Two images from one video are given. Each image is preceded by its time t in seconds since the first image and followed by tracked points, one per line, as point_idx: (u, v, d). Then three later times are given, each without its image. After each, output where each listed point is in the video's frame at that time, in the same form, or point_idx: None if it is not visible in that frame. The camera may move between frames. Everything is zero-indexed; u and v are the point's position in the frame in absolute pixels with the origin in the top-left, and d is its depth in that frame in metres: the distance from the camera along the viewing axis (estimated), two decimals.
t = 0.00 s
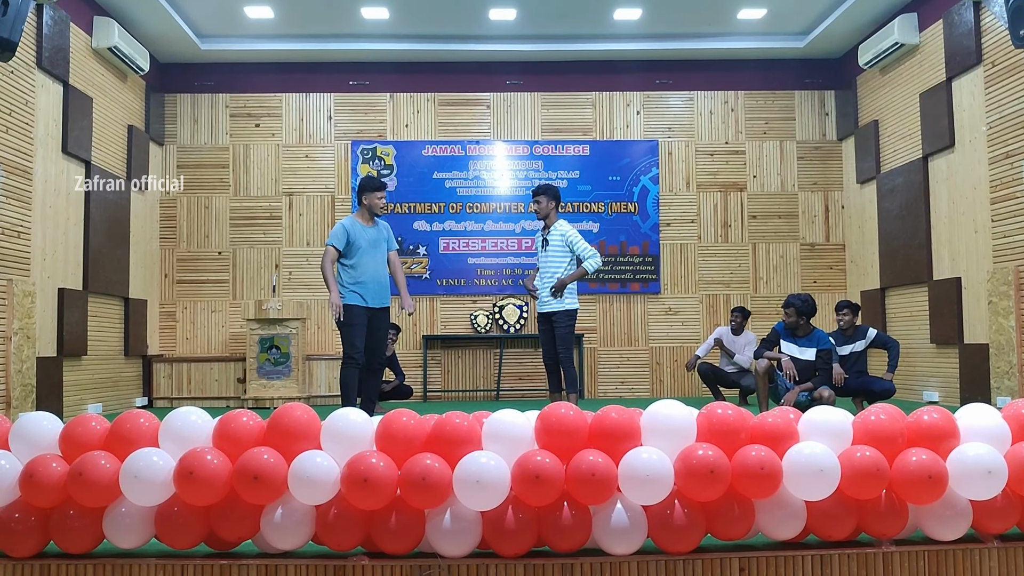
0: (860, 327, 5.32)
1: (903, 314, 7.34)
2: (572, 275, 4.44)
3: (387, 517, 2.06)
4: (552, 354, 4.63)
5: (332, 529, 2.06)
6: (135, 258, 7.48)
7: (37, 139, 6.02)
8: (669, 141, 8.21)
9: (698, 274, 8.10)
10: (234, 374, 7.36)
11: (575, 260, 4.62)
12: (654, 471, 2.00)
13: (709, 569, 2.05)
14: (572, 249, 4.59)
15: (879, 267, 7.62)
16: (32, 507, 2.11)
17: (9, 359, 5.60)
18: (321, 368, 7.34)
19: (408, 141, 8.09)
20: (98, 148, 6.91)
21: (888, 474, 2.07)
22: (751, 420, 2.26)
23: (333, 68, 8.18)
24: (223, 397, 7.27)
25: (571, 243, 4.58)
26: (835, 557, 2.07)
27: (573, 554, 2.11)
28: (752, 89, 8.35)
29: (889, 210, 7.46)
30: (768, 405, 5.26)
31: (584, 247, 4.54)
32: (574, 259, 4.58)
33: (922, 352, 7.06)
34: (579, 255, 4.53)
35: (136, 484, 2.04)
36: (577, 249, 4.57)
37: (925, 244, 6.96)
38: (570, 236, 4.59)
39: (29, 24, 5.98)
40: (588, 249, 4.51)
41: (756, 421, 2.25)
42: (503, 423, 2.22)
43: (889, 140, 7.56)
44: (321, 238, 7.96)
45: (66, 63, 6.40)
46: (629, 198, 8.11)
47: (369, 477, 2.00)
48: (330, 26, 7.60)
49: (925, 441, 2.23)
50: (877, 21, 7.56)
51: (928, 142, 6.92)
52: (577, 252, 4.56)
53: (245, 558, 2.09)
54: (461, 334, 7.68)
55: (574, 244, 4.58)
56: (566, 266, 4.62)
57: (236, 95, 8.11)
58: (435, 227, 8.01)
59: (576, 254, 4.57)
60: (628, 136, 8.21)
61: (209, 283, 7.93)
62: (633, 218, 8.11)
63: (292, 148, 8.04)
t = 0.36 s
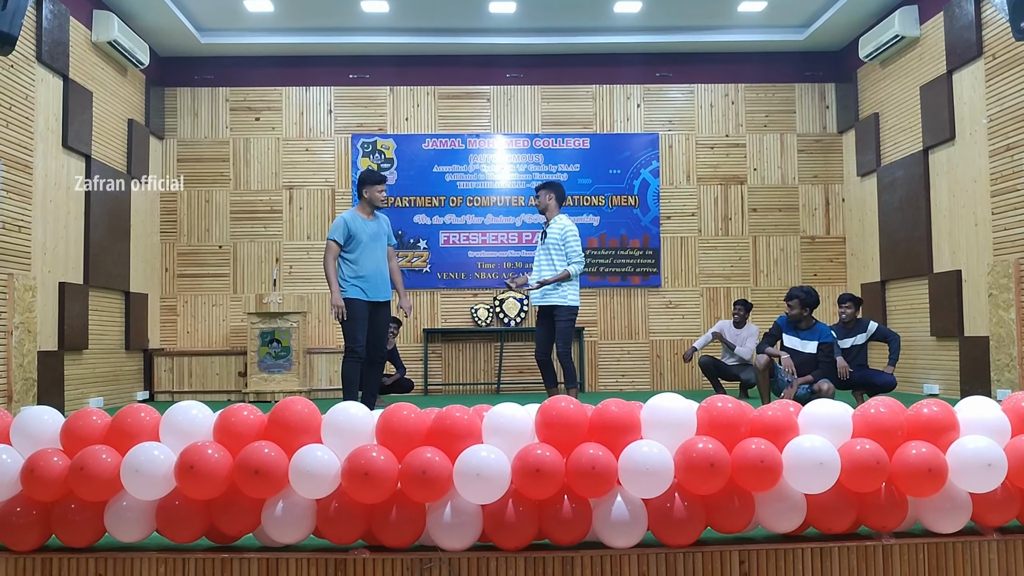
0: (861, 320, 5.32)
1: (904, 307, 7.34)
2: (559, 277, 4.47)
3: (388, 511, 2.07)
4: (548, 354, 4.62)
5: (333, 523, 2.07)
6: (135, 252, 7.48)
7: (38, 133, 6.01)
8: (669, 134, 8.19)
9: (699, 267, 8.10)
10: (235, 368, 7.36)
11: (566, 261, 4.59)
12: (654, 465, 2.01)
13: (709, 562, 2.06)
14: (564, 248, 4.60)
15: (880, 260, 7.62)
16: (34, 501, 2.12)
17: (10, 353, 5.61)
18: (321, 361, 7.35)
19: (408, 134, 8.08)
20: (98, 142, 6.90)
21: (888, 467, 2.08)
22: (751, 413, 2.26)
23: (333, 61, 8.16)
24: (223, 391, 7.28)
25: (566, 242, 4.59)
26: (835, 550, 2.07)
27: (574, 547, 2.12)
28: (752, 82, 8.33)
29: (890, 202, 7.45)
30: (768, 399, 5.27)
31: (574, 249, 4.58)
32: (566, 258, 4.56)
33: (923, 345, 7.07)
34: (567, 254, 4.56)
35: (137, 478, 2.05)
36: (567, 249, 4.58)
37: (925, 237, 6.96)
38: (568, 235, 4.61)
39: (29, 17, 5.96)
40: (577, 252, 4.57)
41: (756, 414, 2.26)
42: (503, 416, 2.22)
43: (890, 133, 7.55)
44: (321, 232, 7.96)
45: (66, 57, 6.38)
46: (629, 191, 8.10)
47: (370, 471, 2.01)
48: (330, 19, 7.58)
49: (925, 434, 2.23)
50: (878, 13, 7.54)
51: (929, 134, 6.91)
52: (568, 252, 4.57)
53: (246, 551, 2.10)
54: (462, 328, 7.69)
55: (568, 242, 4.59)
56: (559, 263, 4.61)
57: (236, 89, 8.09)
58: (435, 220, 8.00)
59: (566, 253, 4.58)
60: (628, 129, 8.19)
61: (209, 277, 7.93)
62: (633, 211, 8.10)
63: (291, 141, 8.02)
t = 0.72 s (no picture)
0: (862, 315, 5.32)
1: (904, 301, 7.33)
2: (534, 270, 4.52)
3: (388, 505, 2.07)
4: (546, 347, 4.61)
5: (333, 518, 2.07)
6: (135, 247, 7.47)
7: (37, 128, 6.01)
8: (669, 128, 8.18)
9: (699, 261, 8.10)
10: (235, 363, 7.37)
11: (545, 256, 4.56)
12: (653, 459, 2.01)
13: (709, 556, 2.06)
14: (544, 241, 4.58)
15: (880, 254, 7.61)
16: (34, 496, 2.13)
17: (10, 348, 5.61)
18: (321, 356, 7.34)
19: (408, 128, 8.06)
20: (98, 137, 6.89)
21: (887, 462, 2.08)
22: (751, 407, 2.26)
23: (332, 55, 8.14)
24: (223, 385, 7.29)
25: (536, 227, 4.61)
26: (834, 544, 2.08)
27: (574, 541, 2.12)
28: (752, 76, 8.31)
29: (890, 196, 7.44)
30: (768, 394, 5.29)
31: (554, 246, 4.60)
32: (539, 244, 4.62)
33: (922, 339, 7.07)
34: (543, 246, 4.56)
35: (137, 473, 2.05)
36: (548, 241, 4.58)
37: (925, 231, 6.95)
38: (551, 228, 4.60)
39: (28, 12, 5.95)
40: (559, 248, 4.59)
41: (756, 408, 2.26)
42: (502, 411, 2.23)
43: (890, 127, 7.54)
44: (321, 227, 7.95)
45: (65, 52, 6.37)
46: (629, 185, 8.09)
47: (370, 466, 2.01)
48: (329, 13, 7.56)
49: (924, 428, 2.23)
50: (878, 7, 7.52)
51: (929, 129, 6.90)
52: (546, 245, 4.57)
53: (247, 546, 2.10)
54: (462, 322, 7.69)
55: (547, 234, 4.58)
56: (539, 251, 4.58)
57: (235, 83, 8.07)
58: (435, 215, 7.99)
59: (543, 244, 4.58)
60: (628, 124, 8.18)
61: (209, 272, 7.93)
62: (633, 206, 8.09)
63: (291, 136, 8.01)
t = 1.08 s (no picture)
0: (863, 312, 5.31)
1: (904, 298, 7.33)
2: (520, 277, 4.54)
3: (388, 502, 2.07)
4: (530, 340, 4.64)
5: (333, 514, 2.07)
6: (135, 244, 7.46)
7: (37, 125, 6.00)
8: (669, 125, 8.17)
9: (699, 258, 8.09)
10: (235, 360, 7.37)
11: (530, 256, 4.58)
12: (653, 456, 2.01)
13: (709, 553, 2.06)
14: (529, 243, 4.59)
15: (880, 251, 7.61)
16: (34, 492, 2.13)
17: (10, 345, 5.61)
18: (321, 353, 7.34)
19: (408, 125, 8.05)
20: (98, 134, 6.89)
21: (888, 459, 2.08)
22: (751, 404, 2.26)
23: (332, 52, 8.12)
24: (224, 382, 7.29)
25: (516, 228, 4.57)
26: (835, 541, 2.08)
27: (573, 538, 2.12)
28: (753, 73, 8.29)
29: (890, 194, 7.43)
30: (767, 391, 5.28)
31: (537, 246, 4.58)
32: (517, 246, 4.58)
33: (923, 336, 7.07)
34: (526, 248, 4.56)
35: (137, 470, 2.05)
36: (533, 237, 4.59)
37: (926, 228, 6.95)
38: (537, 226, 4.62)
39: (27, 9, 5.94)
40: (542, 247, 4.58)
41: (756, 405, 2.26)
42: (502, 408, 2.22)
43: (890, 124, 7.53)
44: (321, 224, 7.95)
45: (65, 49, 6.36)
46: (630, 182, 8.09)
47: (370, 463, 2.01)
48: (329, 10, 7.55)
49: (925, 426, 2.23)
50: (879, 4, 7.50)
51: (930, 126, 6.89)
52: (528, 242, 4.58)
53: (247, 542, 2.10)
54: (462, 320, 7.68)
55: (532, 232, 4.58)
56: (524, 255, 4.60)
57: (235, 80, 8.06)
58: (435, 212, 7.99)
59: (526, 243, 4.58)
60: (628, 121, 8.17)
61: (209, 269, 7.93)
62: (633, 203, 8.08)
63: (291, 133, 8.00)
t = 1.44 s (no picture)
0: (863, 314, 5.31)
1: (904, 300, 7.33)
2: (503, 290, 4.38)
3: (389, 504, 2.07)
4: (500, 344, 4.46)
5: (334, 516, 2.07)
6: (136, 245, 7.47)
7: (39, 126, 6.01)
8: (670, 127, 8.17)
9: (700, 260, 8.09)
10: (236, 361, 7.38)
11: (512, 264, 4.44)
12: (654, 458, 2.01)
13: (709, 555, 2.06)
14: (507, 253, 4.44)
15: (881, 253, 7.61)
16: (36, 493, 2.13)
17: (11, 346, 5.62)
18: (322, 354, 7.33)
19: (409, 127, 8.06)
20: (99, 135, 6.89)
21: (888, 461, 2.08)
22: (752, 407, 2.27)
23: (333, 53, 8.13)
24: (225, 383, 7.30)
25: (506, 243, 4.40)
26: (835, 543, 2.08)
27: (574, 540, 2.12)
28: (754, 75, 8.30)
29: (892, 196, 7.43)
30: (768, 393, 5.28)
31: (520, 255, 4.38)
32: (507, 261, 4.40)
33: (923, 338, 7.07)
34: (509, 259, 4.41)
35: (138, 470, 2.05)
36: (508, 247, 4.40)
37: (927, 230, 6.94)
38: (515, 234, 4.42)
39: (29, 10, 5.95)
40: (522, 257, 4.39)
41: (757, 407, 2.26)
42: (504, 409, 2.23)
43: (892, 126, 7.53)
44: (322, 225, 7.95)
45: (67, 49, 6.36)
46: (631, 184, 8.09)
47: (371, 464, 2.01)
48: (331, 12, 7.56)
49: (925, 428, 2.23)
50: (880, 6, 7.50)
51: (931, 128, 6.88)
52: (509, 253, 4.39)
53: (248, 544, 2.11)
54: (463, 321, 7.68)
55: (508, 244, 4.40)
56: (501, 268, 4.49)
57: (237, 81, 8.07)
58: (436, 214, 7.99)
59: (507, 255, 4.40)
60: (629, 122, 8.18)
61: (210, 270, 7.93)
62: (634, 204, 8.09)
63: (292, 134, 8.01)
